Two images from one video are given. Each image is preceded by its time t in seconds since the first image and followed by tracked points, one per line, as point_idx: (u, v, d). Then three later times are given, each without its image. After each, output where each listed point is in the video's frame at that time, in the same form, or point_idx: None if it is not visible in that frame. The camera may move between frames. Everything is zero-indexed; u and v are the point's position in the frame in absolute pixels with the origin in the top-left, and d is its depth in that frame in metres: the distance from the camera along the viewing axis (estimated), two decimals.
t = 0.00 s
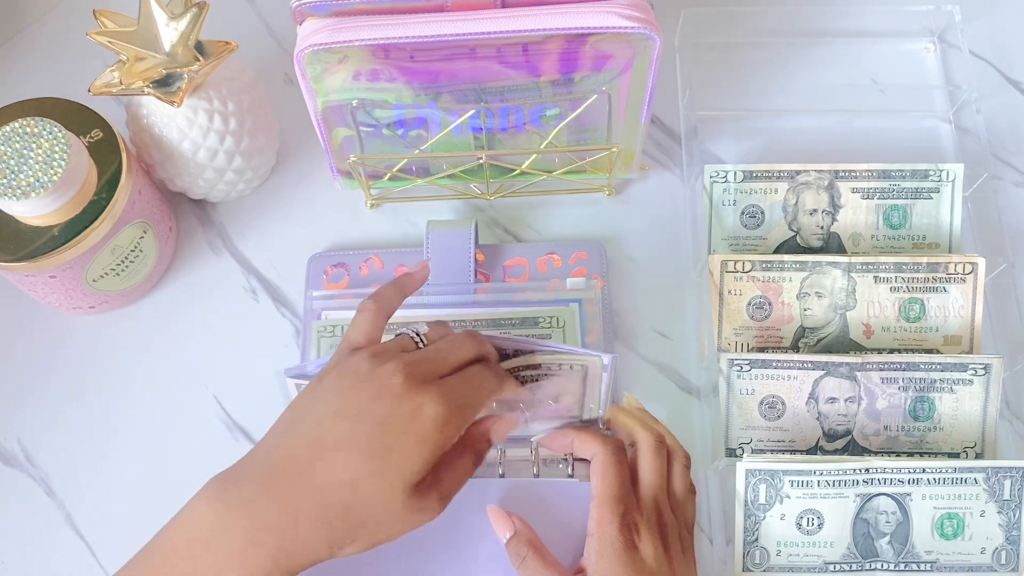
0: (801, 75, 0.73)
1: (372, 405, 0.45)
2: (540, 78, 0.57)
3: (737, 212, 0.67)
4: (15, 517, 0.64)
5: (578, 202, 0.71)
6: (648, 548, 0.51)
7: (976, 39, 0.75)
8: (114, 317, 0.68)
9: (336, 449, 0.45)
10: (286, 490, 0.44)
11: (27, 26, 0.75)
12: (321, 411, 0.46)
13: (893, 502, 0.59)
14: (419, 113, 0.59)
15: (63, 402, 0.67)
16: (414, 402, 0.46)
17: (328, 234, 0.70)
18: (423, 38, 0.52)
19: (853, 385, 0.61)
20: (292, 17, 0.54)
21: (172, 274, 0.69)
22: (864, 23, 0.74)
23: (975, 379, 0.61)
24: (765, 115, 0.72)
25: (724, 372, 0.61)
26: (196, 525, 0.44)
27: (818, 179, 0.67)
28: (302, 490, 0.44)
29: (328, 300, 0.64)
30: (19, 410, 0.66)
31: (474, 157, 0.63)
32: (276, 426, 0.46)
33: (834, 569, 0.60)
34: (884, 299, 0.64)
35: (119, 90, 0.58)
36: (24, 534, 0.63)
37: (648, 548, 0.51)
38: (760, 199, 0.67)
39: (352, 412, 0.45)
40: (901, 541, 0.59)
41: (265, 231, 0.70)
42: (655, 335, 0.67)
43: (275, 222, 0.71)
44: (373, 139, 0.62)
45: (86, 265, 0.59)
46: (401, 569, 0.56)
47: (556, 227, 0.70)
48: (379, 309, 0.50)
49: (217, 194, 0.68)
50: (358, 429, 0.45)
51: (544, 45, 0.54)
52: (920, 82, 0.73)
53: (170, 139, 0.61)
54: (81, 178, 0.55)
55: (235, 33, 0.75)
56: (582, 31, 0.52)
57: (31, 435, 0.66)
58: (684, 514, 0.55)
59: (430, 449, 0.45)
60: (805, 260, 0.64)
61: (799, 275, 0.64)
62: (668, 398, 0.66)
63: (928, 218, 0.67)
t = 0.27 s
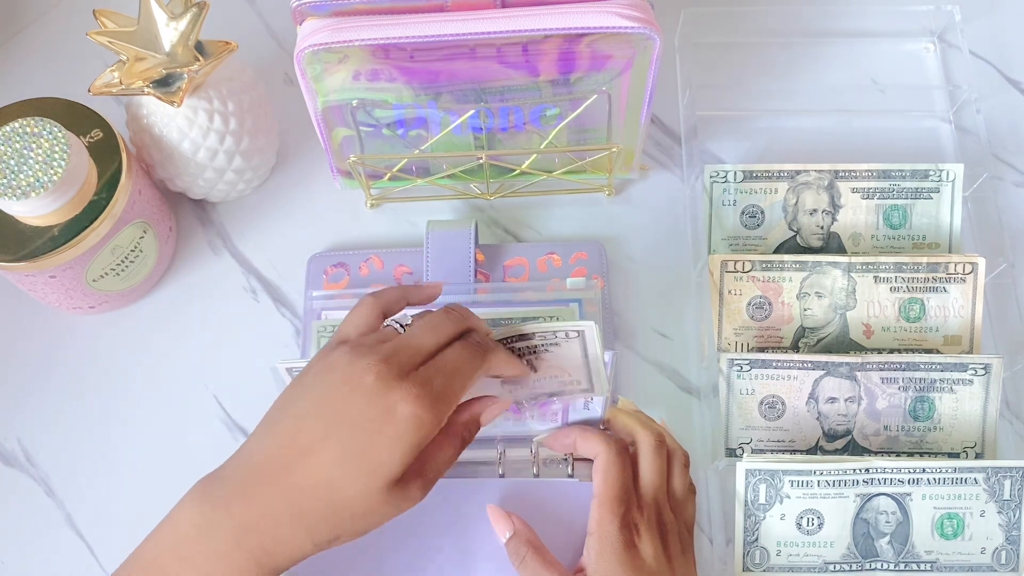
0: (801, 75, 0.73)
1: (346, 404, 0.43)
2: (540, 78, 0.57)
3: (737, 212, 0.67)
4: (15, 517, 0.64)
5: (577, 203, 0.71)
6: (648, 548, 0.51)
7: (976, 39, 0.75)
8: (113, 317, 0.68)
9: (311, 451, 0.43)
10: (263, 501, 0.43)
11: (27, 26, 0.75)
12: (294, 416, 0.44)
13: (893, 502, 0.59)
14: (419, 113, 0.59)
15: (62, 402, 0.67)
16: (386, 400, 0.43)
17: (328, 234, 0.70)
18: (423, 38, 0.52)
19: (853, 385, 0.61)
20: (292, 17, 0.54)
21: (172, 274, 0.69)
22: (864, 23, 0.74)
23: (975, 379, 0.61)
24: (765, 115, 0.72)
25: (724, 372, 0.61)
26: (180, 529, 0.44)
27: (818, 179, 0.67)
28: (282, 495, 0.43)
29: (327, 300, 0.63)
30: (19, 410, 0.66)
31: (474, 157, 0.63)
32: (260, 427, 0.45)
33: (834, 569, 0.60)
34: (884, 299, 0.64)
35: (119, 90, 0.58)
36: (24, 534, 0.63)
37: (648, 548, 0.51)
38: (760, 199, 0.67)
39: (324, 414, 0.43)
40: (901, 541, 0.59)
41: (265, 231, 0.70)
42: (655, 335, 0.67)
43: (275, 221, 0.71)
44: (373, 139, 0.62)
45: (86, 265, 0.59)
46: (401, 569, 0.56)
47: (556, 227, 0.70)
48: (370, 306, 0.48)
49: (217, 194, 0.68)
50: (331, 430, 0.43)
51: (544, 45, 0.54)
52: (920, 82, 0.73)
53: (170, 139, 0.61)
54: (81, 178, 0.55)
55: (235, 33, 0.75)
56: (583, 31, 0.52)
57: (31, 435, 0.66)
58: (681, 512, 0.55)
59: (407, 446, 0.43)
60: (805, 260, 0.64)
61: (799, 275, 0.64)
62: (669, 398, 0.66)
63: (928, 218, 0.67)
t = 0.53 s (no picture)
0: (800, 75, 0.73)
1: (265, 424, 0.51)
2: (541, 78, 0.57)
3: (737, 211, 0.67)
4: (15, 517, 0.64)
5: (577, 203, 0.71)
6: (648, 548, 0.51)
7: (976, 39, 0.75)
8: (113, 317, 0.68)
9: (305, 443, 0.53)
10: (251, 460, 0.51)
11: (27, 26, 0.75)
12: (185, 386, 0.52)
13: (892, 502, 0.59)
14: (419, 113, 0.59)
15: (62, 402, 0.67)
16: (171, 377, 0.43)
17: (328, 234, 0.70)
18: (423, 38, 0.52)
19: (853, 385, 0.61)
20: (292, 17, 0.54)
21: (172, 274, 0.69)
22: (864, 23, 0.74)
23: (975, 379, 0.60)
24: (765, 115, 0.72)
25: (724, 372, 0.61)
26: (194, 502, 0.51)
27: (818, 179, 0.67)
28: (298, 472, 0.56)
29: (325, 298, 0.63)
30: (19, 409, 0.66)
31: (474, 157, 0.63)
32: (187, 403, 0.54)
33: (834, 569, 0.60)
34: (884, 299, 0.64)
35: (119, 90, 0.58)
36: (24, 534, 0.63)
37: (648, 548, 0.51)
38: (760, 199, 0.67)
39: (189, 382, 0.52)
40: (901, 541, 0.59)
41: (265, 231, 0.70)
42: (656, 335, 0.67)
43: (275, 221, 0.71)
44: (373, 139, 0.62)
45: (86, 265, 0.59)
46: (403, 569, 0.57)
47: (556, 227, 0.70)
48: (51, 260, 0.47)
49: (217, 194, 0.68)
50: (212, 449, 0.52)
51: (544, 45, 0.54)
52: (920, 82, 0.73)
53: (170, 139, 0.61)
54: (81, 178, 0.55)
55: (235, 33, 0.75)
56: (583, 31, 0.52)
57: (31, 435, 0.66)
58: (681, 510, 0.55)
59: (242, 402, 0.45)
60: (805, 260, 0.64)
61: (799, 275, 0.64)
62: (669, 398, 0.65)
63: (928, 218, 0.67)
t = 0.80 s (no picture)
0: (800, 75, 0.73)
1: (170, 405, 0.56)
2: (542, 78, 0.57)
3: (737, 211, 0.67)
4: (15, 517, 0.64)
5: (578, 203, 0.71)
6: (648, 548, 0.51)
7: (976, 39, 0.75)
8: (114, 317, 0.68)
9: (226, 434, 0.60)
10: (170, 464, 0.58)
11: (27, 26, 0.75)
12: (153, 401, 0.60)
13: (893, 502, 0.59)
14: (419, 113, 0.59)
15: (63, 402, 0.66)
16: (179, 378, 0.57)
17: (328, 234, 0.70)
18: (424, 39, 0.52)
19: (853, 385, 0.61)
20: (292, 17, 0.54)
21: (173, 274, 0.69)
22: (865, 23, 0.74)
23: (975, 379, 0.60)
24: (765, 115, 0.72)
25: (724, 372, 0.61)
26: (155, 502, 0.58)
27: (818, 179, 0.67)
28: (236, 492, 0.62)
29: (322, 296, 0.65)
30: (19, 410, 0.66)
31: (474, 157, 0.63)
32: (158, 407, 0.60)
33: (834, 569, 0.60)
34: (884, 299, 0.64)
35: (119, 90, 0.58)
36: (24, 534, 0.63)
37: (649, 548, 0.51)
38: (760, 199, 0.67)
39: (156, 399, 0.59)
40: (901, 541, 0.59)
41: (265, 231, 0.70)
42: (656, 335, 0.67)
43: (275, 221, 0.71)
44: (372, 139, 0.62)
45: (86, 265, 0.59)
46: (403, 569, 0.58)
47: (556, 227, 0.70)
48: (220, 311, 0.54)
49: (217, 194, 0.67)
50: (151, 435, 0.58)
51: (544, 45, 0.54)
52: (920, 82, 0.73)
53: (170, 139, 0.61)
54: (81, 178, 0.55)
55: (235, 33, 0.75)
56: (583, 31, 0.52)
57: (31, 435, 0.66)
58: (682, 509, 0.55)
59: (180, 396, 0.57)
60: (805, 260, 0.64)
61: (799, 275, 0.64)
62: (670, 399, 0.65)
63: (928, 218, 0.67)
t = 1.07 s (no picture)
0: (801, 75, 0.73)
1: (274, 445, 0.56)
2: (541, 78, 0.57)
3: (737, 211, 0.67)
4: (16, 517, 0.64)
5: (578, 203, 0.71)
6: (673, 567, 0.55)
7: (977, 39, 0.75)
8: (113, 317, 0.68)
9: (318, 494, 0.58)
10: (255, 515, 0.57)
11: (27, 25, 0.74)
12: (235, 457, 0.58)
13: (893, 502, 0.59)
14: (419, 112, 0.59)
15: (63, 403, 0.66)
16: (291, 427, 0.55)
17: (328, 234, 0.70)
18: (423, 38, 0.52)
19: (853, 385, 0.61)
20: (292, 17, 0.54)
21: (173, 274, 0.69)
22: (865, 23, 0.74)
23: (975, 378, 0.60)
24: (765, 115, 0.72)
25: (724, 372, 0.61)
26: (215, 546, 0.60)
27: (818, 179, 0.67)
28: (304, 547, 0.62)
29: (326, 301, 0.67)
30: (19, 410, 0.66)
31: (474, 157, 0.63)
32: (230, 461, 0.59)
33: (834, 569, 0.60)
34: (884, 298, 0.64)
35: (119, 90, 0.58)
36: (25, 535, 0.63)
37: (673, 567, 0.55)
38: (760, 199, 0.67)
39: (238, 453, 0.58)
40: (902, 541, 0.59)
41: (265, 231, 0.70)
42: (655, 335, 0.67)
43: (275, 221, 0.71)
44: (372, 139, 0.62)
45: (86, 265, 0.59)
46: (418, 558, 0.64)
47: (556, 227, 0.70)
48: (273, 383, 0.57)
49: (217, 194, 0.67)
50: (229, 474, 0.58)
51: (544, 44, 0.54)
52: (920, 81, 0.73)
53: (170, 139, 0.61)
54: (81, 177, 0.55)
55: (235, 32, 0.75)
56: (583, 31, 0.52)
57: (31, 435, 0.66)
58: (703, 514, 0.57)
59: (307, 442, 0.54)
60: (805, 260, 0.64)
61: (799, 275, 0.64)
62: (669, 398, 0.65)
63: (928, 218, 0.67)
